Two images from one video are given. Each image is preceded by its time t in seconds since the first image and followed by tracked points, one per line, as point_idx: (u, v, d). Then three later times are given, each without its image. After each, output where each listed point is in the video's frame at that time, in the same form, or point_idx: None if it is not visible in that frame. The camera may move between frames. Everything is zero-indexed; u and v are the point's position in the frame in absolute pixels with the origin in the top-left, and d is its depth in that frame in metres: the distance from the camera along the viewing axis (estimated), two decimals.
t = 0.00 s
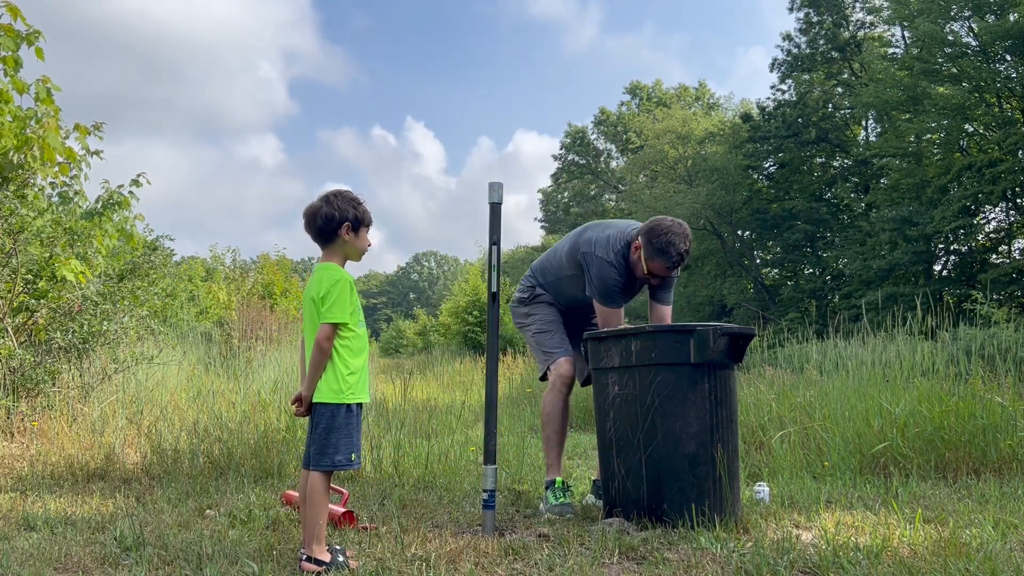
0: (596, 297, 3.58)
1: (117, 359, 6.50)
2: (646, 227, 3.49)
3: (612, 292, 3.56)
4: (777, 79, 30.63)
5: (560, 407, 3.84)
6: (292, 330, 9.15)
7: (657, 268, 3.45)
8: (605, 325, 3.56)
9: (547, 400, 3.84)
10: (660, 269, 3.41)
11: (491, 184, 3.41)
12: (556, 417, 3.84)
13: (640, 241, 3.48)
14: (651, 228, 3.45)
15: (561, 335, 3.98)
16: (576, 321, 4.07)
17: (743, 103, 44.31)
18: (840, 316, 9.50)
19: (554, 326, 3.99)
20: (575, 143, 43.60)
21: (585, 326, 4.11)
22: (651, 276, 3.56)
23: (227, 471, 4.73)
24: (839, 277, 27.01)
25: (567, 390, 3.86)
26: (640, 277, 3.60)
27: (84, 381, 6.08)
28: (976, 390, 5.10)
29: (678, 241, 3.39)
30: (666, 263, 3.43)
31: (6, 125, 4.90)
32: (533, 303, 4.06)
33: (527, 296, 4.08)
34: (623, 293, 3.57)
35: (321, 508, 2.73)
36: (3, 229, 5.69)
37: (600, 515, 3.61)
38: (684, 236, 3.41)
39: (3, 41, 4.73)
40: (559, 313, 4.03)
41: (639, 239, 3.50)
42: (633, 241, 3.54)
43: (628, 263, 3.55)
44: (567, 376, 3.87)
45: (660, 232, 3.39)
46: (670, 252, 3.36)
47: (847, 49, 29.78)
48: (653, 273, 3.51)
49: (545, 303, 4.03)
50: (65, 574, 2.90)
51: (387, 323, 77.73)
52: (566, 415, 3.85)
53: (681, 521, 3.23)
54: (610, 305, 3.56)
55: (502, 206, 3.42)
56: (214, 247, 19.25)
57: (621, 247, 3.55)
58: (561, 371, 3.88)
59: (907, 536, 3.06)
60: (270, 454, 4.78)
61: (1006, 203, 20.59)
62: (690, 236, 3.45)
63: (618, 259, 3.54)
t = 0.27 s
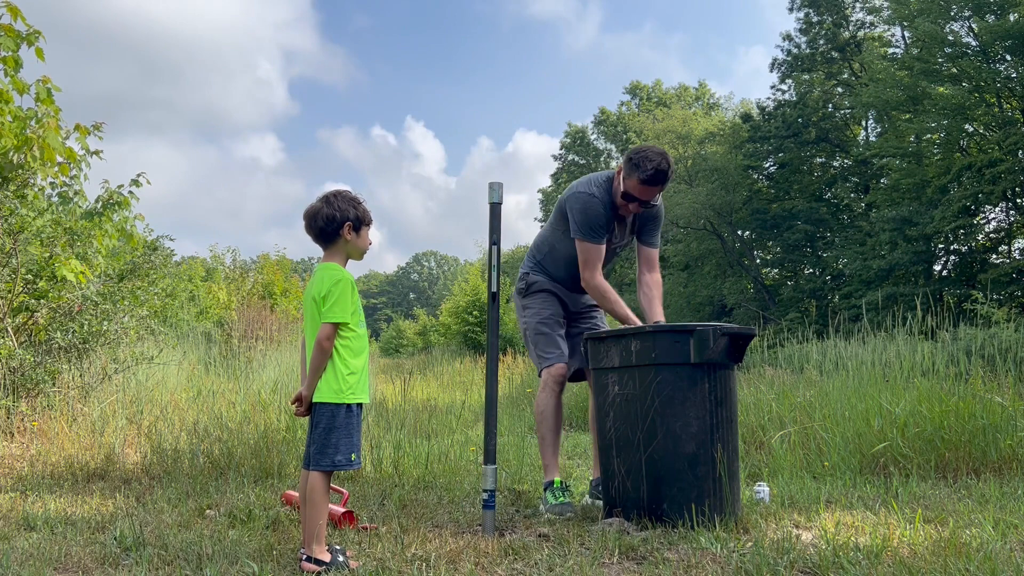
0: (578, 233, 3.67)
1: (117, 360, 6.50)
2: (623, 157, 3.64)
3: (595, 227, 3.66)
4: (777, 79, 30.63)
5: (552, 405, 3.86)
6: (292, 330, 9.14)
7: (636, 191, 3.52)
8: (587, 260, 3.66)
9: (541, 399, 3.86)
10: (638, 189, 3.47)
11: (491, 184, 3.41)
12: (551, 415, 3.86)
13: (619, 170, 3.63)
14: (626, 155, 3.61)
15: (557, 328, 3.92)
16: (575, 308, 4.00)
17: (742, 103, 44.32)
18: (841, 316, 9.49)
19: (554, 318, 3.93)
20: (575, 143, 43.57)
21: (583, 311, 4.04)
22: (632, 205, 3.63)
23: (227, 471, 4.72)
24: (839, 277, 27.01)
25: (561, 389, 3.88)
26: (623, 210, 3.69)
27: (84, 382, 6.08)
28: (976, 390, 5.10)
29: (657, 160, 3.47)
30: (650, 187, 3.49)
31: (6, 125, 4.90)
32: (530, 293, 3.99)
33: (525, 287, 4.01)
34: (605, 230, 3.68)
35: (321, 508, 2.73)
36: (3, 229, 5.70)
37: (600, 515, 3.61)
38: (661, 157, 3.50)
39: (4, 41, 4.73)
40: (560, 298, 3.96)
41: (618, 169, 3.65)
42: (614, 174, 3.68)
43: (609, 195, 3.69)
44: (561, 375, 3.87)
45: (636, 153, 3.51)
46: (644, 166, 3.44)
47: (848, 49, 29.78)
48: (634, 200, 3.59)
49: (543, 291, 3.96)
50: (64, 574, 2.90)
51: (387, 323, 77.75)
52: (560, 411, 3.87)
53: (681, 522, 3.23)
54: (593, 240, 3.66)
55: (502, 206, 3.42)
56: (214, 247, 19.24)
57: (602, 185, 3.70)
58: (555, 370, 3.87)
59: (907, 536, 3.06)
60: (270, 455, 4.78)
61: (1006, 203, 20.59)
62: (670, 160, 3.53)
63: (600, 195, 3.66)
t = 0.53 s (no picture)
0: (545, 203, 3.72)
1: (117, 360, 6.50)
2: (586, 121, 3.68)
3: (561, 194, 3.69)
4: (777, 79, 30.64)
5: (533, 395, 3.83)
6: (293, 331, 9.14)
7: (593, 147, 3.55)
8: (551, 227, 3.69)
9: (523, 388, 3.85)
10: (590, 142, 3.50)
11: (491, 184, 3.41)
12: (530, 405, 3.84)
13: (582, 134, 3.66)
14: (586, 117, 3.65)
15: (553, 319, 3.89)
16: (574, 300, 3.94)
17: (742, 103, 44.33)
18: (841, 316, 9.49)
19: (552, 309, 3.90)
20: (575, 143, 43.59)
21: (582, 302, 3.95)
22: (597, 165, 3.62)
23: (227, 471, 4.72)
24: (839, 277, 27.01)
25: (544, 382, 3.82)
26: (589, 173, 3.68)
27: (84, 382, 6.09)
28: (976, 390, 5.10)
29: (607, 112, 3.50)
30: (604, 139, 3.50)
31: (6, 125, 4.90)
32: (529, 285, 4.00)
33: (526, 280, 4.03)
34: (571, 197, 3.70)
35: (321, 508, 2.73)
36: (3, 229, 5.69)
37: (599, 515, 3.62)
38: (613, 110, 3.52)
39: (4, 40, 4.73)
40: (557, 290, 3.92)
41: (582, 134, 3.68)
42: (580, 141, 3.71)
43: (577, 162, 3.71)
44: (546, 366, 3.81)
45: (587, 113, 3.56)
46: (592, 118, 3.49)
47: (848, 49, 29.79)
48: (595, 158, 3.59)
49: (540, 283, 3.95)
50: (65, 574, 2.91)
51: (387, 323, 77.77)
52: (541, 402, 3.85)
53: (681, 521, 3.23)
54: (558, 208, 3.69)
55: (502, 207, 3.42)
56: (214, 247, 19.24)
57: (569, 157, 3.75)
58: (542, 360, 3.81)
59: (908, 536, 3.06)
60: (270, 455, 4.77)
61: (1006, 203, 20.60)
62: (626, 113, 3.53)
63: (564, 163, 3.70)
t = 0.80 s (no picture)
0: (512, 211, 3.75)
1: (117, 360, 6.51)
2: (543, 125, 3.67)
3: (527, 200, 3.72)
4: (777, 79, 30.65)
5: (517, 404, 3.87)
6: (293, 331, 9.14)
7: (548, 151, 3.55)
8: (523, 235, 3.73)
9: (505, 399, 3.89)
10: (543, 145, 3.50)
11: (491, 184, 3.41)
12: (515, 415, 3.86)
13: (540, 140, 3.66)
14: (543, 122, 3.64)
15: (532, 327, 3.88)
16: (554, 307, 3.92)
17: (742, 104, 44.34)
18: (840, 316, 9.49)
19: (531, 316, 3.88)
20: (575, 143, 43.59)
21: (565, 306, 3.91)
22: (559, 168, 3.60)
23: (226, 471, 4.72)
24: (839, 277, 27.00)
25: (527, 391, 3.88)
26: (552, 177, 3.66)
27: (84, 382, 6.09)
28: (976, 390, 5.10)
29: (558, 113, 3.49)
30: (558, 140, 3.49)
31: (6, 125, 4.90)
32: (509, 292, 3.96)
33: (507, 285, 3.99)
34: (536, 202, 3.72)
35: (321, 508, 2.73)
36: (3, 229, 5.70)
37: (600, 515, 3.61)
38: (565, 112, 3.50)
39: (4, 41, 4.74)
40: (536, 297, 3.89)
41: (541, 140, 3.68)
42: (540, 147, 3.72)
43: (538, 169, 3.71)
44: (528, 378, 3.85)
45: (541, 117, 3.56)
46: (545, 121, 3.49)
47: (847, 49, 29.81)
48: (553, 161, 3.57)
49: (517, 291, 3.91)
50: (65, 574, 2.90)
51: (386, 323, 77.75)
52: (524, 411, 3.88)
53: (681, 521, 3.24)
54: (525, 215, 3.72)
55: (502, 207, 3.42)
56: (214, 247, 19.23)
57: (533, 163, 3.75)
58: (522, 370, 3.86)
59: (907, 535, 3.06)
60: (270, 455, 4.77)
61: (1006, 203, 20.59)
62: (580, 113, 3.50)
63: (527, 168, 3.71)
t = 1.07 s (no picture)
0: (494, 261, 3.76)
1: (117, 359, 6.51)
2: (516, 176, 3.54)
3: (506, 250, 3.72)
4: (777, 79, 30.65)
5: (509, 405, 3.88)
6: (293, 331, 9.14)
7: (525, 213, 3.47)
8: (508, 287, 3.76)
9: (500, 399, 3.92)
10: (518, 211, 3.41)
11: (492, 184, 3.41)
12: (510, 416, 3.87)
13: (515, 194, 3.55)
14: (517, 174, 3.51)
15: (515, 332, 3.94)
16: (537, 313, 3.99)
17: (743, 103, 44.33)
18: (840, 316, 9.49)
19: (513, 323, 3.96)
20: (575, 144, 43.58)
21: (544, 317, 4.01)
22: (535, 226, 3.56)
23: (227, 471, 4.72)
24: (839, 277, 27.00)
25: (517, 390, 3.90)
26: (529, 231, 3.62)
27: (84, 382, 6.09)
28: (976, 390, 5.10)
29: (532, 177, 3.37)
30: (533, 205, 3.40)
31: (6, 125, 4.90)
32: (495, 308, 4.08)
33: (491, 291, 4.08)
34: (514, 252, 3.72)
35: (321, 508, 2.73)
36: (3, 229, 5.70)
37: (600, 515, 3.61)
38: (541, 177, 3.37)
39: (4, 41, 4.73)
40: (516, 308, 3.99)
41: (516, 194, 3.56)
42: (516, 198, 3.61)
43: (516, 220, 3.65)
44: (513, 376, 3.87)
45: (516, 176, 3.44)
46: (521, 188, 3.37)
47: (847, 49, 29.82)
48: (529, 221, 3.52)
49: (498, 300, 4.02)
50: (65, 574, 2.90)
51: (387, 323, 77.73)
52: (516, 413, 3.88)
53: (681, 521, 3.23)
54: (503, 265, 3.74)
55: (502, 207, 3.42)
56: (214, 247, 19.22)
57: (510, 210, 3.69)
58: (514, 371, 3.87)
59: (908, 535, 3.06)
60: (270, 455, 4.77)
61: (1006, 203, 20.59)
62: (554, 176, 3.38)
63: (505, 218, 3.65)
